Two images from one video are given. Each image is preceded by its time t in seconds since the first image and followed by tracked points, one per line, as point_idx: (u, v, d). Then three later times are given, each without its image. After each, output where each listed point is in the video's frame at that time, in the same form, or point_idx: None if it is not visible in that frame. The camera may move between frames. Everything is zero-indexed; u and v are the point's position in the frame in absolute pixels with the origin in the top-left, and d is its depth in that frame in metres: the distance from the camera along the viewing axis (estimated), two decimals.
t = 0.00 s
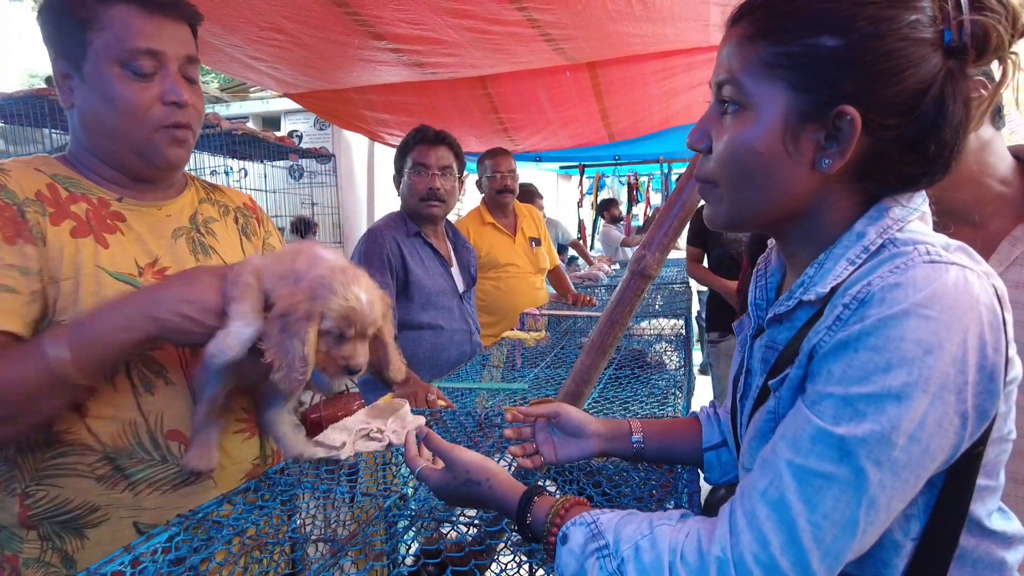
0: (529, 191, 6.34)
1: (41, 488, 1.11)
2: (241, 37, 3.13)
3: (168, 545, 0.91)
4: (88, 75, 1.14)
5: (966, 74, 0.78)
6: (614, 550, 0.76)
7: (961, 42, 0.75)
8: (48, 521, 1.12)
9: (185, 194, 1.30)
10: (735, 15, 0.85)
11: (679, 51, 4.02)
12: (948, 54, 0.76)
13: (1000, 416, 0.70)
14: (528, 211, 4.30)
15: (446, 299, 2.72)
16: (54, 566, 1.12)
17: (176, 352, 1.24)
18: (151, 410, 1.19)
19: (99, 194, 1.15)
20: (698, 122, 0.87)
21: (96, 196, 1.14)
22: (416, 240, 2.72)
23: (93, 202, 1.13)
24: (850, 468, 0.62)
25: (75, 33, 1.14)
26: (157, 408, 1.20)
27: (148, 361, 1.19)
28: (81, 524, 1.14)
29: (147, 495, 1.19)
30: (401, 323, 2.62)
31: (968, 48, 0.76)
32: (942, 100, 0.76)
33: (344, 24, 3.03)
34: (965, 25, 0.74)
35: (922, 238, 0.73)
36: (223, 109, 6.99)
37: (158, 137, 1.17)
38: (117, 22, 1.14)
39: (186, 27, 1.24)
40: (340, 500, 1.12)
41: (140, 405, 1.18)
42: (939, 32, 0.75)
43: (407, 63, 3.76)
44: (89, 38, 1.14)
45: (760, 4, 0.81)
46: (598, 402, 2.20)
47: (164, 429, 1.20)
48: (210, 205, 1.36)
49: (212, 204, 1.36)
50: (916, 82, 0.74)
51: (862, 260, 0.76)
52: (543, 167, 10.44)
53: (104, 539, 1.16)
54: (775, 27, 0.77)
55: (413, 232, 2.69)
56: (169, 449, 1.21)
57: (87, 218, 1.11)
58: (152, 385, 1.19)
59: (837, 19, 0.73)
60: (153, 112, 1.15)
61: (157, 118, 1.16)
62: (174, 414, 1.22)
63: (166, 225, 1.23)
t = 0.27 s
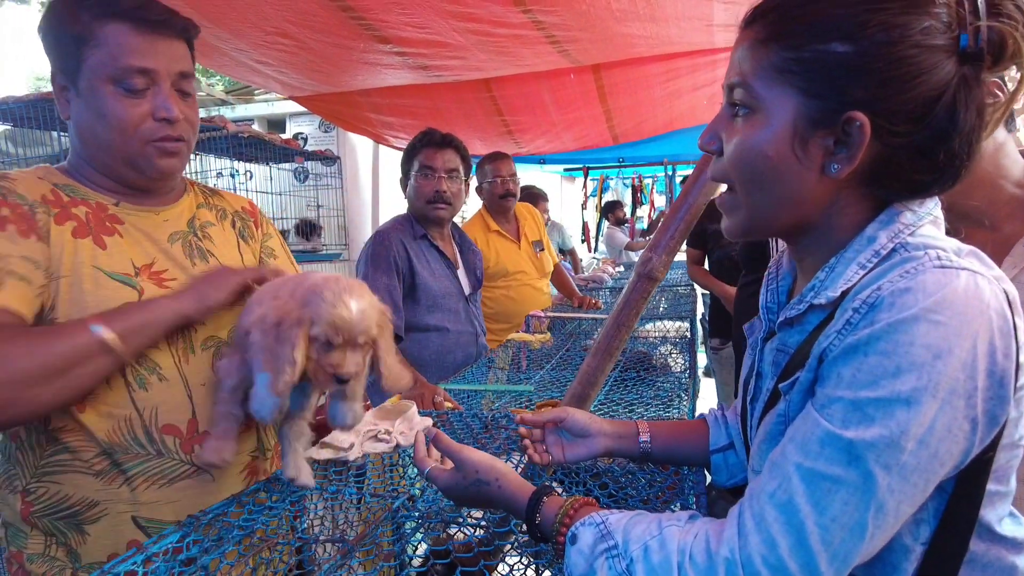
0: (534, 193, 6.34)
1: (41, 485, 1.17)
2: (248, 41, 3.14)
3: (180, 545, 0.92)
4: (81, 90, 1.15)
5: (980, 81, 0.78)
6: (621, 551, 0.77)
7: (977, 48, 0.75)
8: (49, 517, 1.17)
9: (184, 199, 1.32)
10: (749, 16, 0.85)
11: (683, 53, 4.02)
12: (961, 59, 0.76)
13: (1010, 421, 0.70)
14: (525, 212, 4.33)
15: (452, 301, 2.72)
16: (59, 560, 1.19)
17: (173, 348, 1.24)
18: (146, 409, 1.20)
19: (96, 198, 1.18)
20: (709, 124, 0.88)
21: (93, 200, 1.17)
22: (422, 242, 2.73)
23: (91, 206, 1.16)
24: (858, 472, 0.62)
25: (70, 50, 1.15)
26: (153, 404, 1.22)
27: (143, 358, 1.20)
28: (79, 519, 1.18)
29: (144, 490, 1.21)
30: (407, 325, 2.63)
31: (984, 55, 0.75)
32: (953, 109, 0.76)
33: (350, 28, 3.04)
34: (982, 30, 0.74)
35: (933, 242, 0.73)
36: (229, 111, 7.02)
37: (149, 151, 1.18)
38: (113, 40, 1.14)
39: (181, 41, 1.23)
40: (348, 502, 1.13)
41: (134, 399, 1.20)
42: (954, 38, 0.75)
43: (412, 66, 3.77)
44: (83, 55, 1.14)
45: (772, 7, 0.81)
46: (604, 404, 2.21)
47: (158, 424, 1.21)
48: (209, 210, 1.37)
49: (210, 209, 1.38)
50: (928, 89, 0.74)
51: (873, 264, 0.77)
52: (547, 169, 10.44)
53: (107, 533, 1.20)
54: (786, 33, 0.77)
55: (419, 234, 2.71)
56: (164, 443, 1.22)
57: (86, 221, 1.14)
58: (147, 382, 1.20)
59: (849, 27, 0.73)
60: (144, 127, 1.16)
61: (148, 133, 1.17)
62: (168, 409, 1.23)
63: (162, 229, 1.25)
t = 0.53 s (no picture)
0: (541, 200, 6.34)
1: (39, 492, 1.20)
2: (256, 51, 3.16)
3: (184, 555, 0.92)
4: (75, 93, 1.19)
5: (997, 89, 0.77)
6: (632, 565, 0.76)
7: (995, 54, 0.74)
8: (47, 523, 1.20)
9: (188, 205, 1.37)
10: (756, 27, 0.85)
11: (691, 60, 4.02)
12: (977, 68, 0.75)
13: None
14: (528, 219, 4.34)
15: (459, 309, 2.72)
16: (55, 566, 1.22)
17: (174, 357, 1.28)
18: (146, 415, 1.23)
19: (99, 204, 1.22)
20: (716, 135, 0.88)
21: (97, 206, 1.22)
22: (430, 250, 2.73)
23: (95, 211, 1.21)
24: (871, 486, 0.61)
25: (58, 55, 1.18)
26: (153, 412, 1.25)
27: (145, 366, 1.24)
28: (77, 526, 1.21)
29: (141, 500, 1.23)
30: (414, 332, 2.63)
31: (1003, 63, 0.74)
32: (969, 121, 0.75)
33: (357, 37, 3.05)
34: (1001, 36, 0.73)
35: (947, 253, 0.72)
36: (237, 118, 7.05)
37: (147, 148, 1.22)
38: (100, 40, 1.17)
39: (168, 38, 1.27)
40: (354, 511, 1.12)
41: (134, 409, 1.23)
42: (972, 45, 0.74)
43: (420, 75, 3.78)
44: (72, 57, 1.18)
45: (782, 16, 0.80)
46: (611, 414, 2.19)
47: (157, 433, 1.24)
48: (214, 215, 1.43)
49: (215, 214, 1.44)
50: (942, 102, 0.73)
51: (885, 275, 0.76)
52: (554, 176, 10.45)
53: (102, 541, 1.22)
54: (796, 44, 0.77)
55: (427, 242, 2.71)
56: (163, 452, 1.25)
57: (92, 224, 1.19)
58: (147, 389, 1.24)
59: (860, 38, 0.72)
60: (139, 124, 1.20)
61: (144, 130, 1.20)
62: (168, 418, 1.26)
63: (166, 232, 1.30)
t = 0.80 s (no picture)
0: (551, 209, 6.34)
1: (48, 506, 1.25)
2: (267, 62, 3.19)
3: (188, 564, 0.91)
4: (68, 103, 1.25)
5: (1017, 90, 0.75)
6: None
7: (1014, 55, 0.72)
8: (56, 538, 1.26)
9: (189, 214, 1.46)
10: (766, 31, 0.83)
11: (701, 70, 4.01)
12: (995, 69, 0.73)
13: None
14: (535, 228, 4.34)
15: (467, 317, 2.71)
16: None
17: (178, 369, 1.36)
18: (155, 428, 1.31)
19: (98, 219, 1.30)
20: (726, 141, 0.86)
21: (95, 222, 1.29)
22: (438, 258, 2.73)
23: (93, 227, 1.28)
24: (889, 502, 0.60)
25: (49, 63, 1.24)
26: (162, 424, 1.32)
27: (151, 379, 1.32)
28: (87, 540, 1.26)
29: (151, 511, 1.29)
30: (422, 341, 2.62)
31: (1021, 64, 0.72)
32: (988, 124, 0.74)
33: (368, 48, 3.07)
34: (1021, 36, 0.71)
35: (967, 260, 0.71)
36: (249, 128, 7.11)
37: (143, 154, 1.28)
38: (88, 46, 1.24)
39: (156, 38, 1.34)
40: (360, 521, 1.11)
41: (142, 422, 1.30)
42: (989, 46, 0.72)
43: (430, 85, 3.80)
44: (64, 65, 1.24)
45: (794, 19, 0.79)
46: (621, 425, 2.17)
47: (167, 444, 1.31)
48: (212, 223, 1.52)
49: (213, 222, 1.53)
50: (960, 105, 0.72)
51: (903, 283, 0.74)
52: (564, 186, 10.46)
53: (113, 553, 1.28)
54: (807, 47, 0.75)
55: (435, 251, 2.71)
56: (174, 464, 1.32)
57: (85, 242, 1.26)
58: (154, 402, 1.31)
59: (874, 40, 0.71)
60: (134, 131, 1.26)
61: (140, 135, 1.27)
62: (177, 429, 1.33)
63: (167, 242, 1.38)
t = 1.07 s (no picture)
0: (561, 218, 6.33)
1: (70, 519, 1.24)
2: (279, 72, 3.22)
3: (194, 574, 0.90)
4: (80, 123, 1.27)
5: None
6: None
7: None
8: (78, 551, 1.25)
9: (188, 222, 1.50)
10: (775, 37, 0.83)
11: (711, 78, 4.00)
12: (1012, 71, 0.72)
13: None
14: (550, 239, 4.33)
15: (476, 325, 2.70)
16: None
17: (195, 377, 1.38)
18: (179, 435, 1.33)
19: (96, 232, 1.33)
20: (737, 147, 0.85)
21: (93, 235, 1.32)
22: (447, 266, 2.73)
23: (91, 241, 1.31)
24: (906, 515, 0.58)
25: (60, 80, 1.26)
26: (184, 431, 1.34)
27: (168, 388, 1.34)
28: (111, 551, 1.26)
29: (178, 519, 1.31)
30: (431, 349, 2.61)
31: None
32: (1005, 126, 0.73)
33: (378, 58, 3.09)
34: None
35: (985, 266, 0.69)
36: (261, 138, 7.16)
37: (158, 175, 1.32)
38: (103, 67, 1.26)
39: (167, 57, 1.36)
40: (367, 531, 1.10)
41: (167, 431, 1.32)
42: (1007, 47, 0.71)
43: (440, 95, 3.81)
44: (77, 86, 1.25)
45: (805, 22, 0.78)
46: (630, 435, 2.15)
47: (193, 450, 1.34)
48: (213, 229, 1.57)
49: (215, 228, 1.57)
50: (977, 107, 0.71)
51: (918, 291, 0.73)
52: (574, 194, 10.45)
53: (138, 563, 1.28)
54: (818, 52, 0.75)
55: (444, 259, 2.71)
56: (199, 470, 1.34)
57: (83, 260, 1.29)
58: (175, 410, 1.33)
59: (888, 42, 0.70)
60: (151, 153, 1.30)
61: (156, 157, 1.31)
62: (200, 435, 1.35)
63: (171, 249, 1.43)
